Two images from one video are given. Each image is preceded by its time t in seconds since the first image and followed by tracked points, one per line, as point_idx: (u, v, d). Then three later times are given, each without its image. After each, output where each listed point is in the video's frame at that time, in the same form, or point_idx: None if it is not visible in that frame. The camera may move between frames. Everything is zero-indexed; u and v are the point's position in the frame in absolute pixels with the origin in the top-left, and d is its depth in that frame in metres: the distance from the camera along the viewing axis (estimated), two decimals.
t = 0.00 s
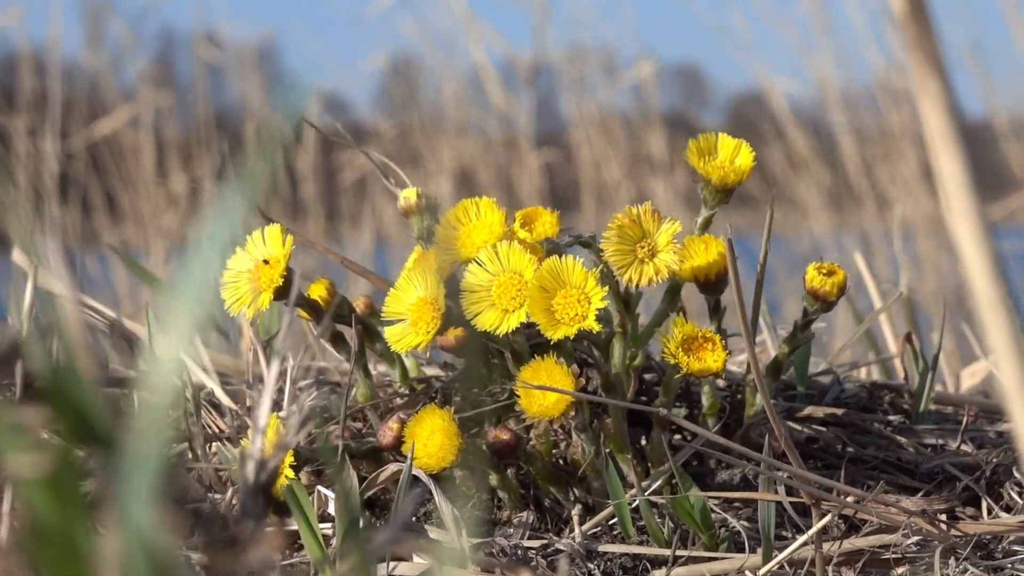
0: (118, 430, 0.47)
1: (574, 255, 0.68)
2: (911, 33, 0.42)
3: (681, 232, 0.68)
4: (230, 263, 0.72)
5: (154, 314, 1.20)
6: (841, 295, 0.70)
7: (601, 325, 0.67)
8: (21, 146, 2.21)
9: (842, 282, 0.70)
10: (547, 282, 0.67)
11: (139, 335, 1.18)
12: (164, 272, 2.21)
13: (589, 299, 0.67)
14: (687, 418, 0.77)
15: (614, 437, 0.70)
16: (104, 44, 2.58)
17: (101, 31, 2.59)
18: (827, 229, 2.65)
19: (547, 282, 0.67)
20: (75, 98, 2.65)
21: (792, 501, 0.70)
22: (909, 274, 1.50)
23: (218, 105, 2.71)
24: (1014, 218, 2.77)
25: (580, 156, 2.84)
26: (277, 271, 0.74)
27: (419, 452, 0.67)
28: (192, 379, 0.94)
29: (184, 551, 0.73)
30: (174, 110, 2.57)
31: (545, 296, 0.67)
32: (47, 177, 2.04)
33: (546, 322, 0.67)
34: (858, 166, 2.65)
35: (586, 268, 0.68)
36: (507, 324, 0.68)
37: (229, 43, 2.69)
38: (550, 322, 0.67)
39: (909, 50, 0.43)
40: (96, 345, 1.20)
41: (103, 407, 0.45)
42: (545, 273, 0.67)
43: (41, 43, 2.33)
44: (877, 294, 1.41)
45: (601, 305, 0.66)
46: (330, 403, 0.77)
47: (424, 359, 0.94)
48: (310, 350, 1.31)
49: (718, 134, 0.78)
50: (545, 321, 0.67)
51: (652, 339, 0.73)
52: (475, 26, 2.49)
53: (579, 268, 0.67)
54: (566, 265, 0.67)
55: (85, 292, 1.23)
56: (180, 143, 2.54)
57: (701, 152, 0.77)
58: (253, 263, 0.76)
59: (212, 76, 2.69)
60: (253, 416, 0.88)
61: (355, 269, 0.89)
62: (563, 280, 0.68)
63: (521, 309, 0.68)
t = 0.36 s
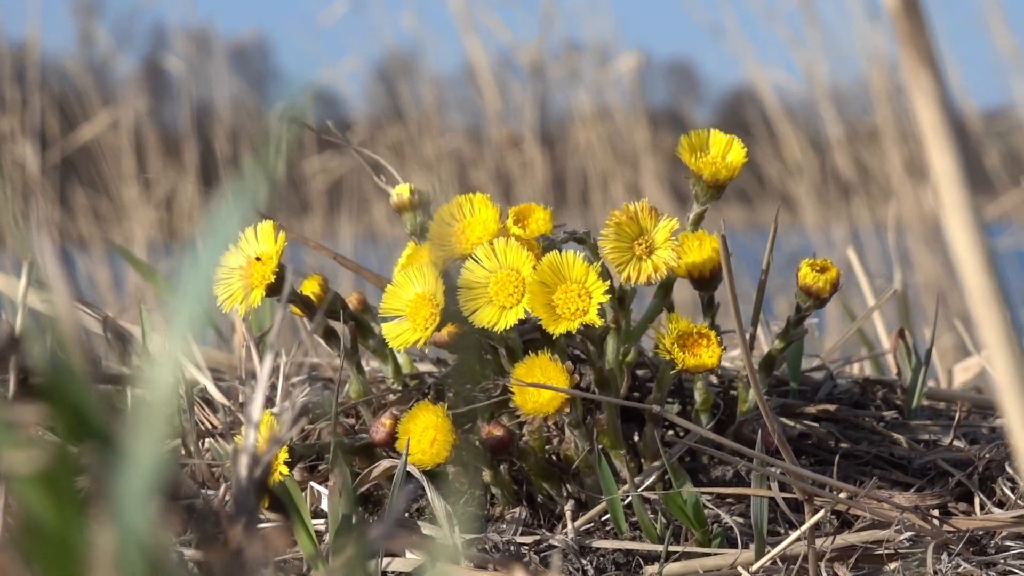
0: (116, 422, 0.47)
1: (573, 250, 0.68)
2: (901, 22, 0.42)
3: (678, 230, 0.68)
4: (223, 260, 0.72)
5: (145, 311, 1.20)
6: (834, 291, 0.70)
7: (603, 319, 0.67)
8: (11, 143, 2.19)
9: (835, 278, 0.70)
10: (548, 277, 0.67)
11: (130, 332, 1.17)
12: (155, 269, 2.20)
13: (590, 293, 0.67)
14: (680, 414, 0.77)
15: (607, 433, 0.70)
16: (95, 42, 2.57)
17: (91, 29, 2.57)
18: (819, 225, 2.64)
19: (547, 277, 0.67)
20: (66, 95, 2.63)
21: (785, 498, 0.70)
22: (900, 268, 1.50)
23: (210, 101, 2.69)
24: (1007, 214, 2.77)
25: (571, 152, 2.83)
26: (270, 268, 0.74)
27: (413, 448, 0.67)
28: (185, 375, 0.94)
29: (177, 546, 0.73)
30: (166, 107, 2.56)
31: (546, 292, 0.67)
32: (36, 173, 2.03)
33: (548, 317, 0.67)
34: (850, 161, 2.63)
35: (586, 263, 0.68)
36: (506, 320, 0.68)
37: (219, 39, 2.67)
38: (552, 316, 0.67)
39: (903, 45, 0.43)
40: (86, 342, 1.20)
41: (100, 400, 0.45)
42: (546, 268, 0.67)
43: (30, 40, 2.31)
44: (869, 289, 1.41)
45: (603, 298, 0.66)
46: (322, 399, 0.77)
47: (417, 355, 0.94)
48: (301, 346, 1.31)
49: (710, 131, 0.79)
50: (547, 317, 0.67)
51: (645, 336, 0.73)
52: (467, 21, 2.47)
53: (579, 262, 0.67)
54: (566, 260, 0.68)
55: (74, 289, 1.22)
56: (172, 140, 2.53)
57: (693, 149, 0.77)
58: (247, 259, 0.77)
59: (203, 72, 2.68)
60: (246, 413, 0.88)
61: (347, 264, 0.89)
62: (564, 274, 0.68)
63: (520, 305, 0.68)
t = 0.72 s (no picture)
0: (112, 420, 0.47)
1: (562, 253, 0.68)
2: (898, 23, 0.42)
3: (668, 231, 0.68)
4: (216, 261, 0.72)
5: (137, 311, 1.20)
6: (826, 291, 0.70)
7: (592, 322, 0.67)
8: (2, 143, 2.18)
9: (827, 278, 0.70)
10: (536, 281, 0.67)
11: (122, 331, 1.17)
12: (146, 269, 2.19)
13: (580, 296, 0.67)
14: (673, 414, 0.77)
15: (600, 433, 0.70)
16: (87, 43, 2.56)
17: (84, 30, 2.57)
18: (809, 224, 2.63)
19: (536, 280, 0.67)
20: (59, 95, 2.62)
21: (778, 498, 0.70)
22: (893, 269, 1.50)
23: (203, 101, 2.69)
24: (1001, 215, 2.77)
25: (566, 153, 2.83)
26: (262, 268, 0.74)
27: (407, 449, 0.67)
28: (178, 375, 0.94)
29: (170, 547, 0.73)
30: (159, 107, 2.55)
31: (535, 294, 0.67)
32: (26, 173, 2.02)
33: (536, 320, 0.67)
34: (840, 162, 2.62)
35: (575, 266, 0.68)
36: (496, 321, 0.68)
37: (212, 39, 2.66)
38: (540, 320, 0.67)
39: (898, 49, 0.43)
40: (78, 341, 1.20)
41: (95, 399, 0.45)
42: (535, 271, 0.68)
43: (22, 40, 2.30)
44: (862, 288, 1.41)
45: (592, 302, 0.66)
46: (316, 399, 0.77)
47: (410, 355, 0.94)
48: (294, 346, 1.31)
49: (702, 130, 0.79)
50: (535, 320, 0.67)
51: (637, 336, 0.73)
52: (460, 21, 2.47)
53: (569, 266, 0.67)
54: (556, 263, 0.68)
55: (65, 289, 1.22)
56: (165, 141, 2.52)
57: (684, 149, 0.77)
58: (240, 260, 0.77)
59: (196, 72, 2.68)
60: (239, 413, 0.88)
61: (341, 264, 0.89)
62: (553, 278, 0.68)
63: (510, 306, 0.68)
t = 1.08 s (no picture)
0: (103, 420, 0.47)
1: (555, 249, 0.68)
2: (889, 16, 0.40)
3: (660, 227, 0.68)
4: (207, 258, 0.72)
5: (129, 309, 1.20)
6: (818, 288, 0.70)
7: (585, 318, 0.67)
8: None
9: (819, 275, 0.70)
10: (529, 277, 0.67)
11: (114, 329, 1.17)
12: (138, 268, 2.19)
13: (573, 293, 0.67)
14: (665, 412, 0.77)
15: (592, 431, 0.70)
16: (79, 42, 2.56)
17: (75, 29, 2.57)
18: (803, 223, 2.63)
19: (529, 276, 0.68)
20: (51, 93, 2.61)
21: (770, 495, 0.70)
22: (884, 267, 1.50)
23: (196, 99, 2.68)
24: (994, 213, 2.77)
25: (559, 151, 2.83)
26: (254, 266, 0.74)
27: (399, 446, 0.67)
28: (171, 373, 0.95)
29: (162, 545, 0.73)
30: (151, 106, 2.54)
31: (528, 291, 0.67)
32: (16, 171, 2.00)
33: (530, 317, 0.67)
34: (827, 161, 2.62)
35: (567, 263, 0.68)
36: (490, 317, 0.68)
37: (205, 37, 2.66)
38: (534, 316, 0.67)
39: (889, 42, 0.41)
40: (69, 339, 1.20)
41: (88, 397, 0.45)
42: (527, 268, 0.68)
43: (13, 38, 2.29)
44: (854, 286, 1.41)
45: (585, 298, 0.66)
46: (308, 397, 0.77)
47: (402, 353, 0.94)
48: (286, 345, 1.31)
49: (692, 127, 0.79)
50: (529, 316, 0.67)
51: (629, 334, 0.73)
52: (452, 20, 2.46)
53: (561, 261, 0.67)
54: (548, 259, 0.68)
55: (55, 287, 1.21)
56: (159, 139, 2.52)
57: (675, 145, 0.77)
58: (233, 257, 0.77)
59: (189, 70, 2.67)
60: (231, 411, 0.88)
61: (332, 262, 0.89)
62: (546, 274, 0.68)
63: (503, 303, 0.68)
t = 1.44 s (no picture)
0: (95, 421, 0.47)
1: (550, 251, 0.68)
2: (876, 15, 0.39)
3: (653, 229, 0.69)
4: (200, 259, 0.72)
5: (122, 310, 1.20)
6: (810, 288, 0.70)
7: (580, 319, 0.67)
8: None
9: (811, 275, 0.70)
10: (525, 278, 0.68)
11: (107, 330, 1.17)
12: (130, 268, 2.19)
13: (567, 294, 0.67)
14: (657, 413, 0.78)
15: (584, 431, 0.70)
16: (70, 42, 2.56)
17: (67, 29, 2.57)
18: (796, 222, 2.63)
19: (524, 277, 0.68)
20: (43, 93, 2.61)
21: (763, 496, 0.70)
22: (875, 266, 1.50)
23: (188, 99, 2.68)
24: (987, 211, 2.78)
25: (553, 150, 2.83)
26: (247, 267, 0.74)
27: (391, 447, 0.67)
28: (163, 374, 0.95)
29: (155, 546, 0.73)
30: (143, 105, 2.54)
31: (523, 292, 0.67)
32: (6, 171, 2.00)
33: (525, 318, 0.67)
34: (814, 160, 2.62)
35: (563, 263, 0.68)
36: (485, 320, 0.68)
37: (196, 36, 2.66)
38: (529, 317, 0.67)
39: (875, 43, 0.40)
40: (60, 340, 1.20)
41: (83, 399, 0.45)
42: (523, 269, 0.68)
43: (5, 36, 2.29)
44: (846, 287, 1.42)
45: (581, 299, 0.66)
46: (300, 398, 0.78)
47: (395, 354, 0.95)
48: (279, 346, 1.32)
49: (686, 128, 0.79)
50: (524, 317, 0.67)
51: (621, 334, 0.74)
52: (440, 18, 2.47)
53: (556, 263, 0.67)
54: (543, 260, 0.68)
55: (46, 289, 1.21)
56: (150, 138, 2.51)
57: (668, 146, 0.78)
58: (225, 259, 0.77)
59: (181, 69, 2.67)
60: (224, 412, 0.89)
61: (326, 263, 0.89)
62: (541, 275, 0.68)
63: (498, 305, 0.69)
